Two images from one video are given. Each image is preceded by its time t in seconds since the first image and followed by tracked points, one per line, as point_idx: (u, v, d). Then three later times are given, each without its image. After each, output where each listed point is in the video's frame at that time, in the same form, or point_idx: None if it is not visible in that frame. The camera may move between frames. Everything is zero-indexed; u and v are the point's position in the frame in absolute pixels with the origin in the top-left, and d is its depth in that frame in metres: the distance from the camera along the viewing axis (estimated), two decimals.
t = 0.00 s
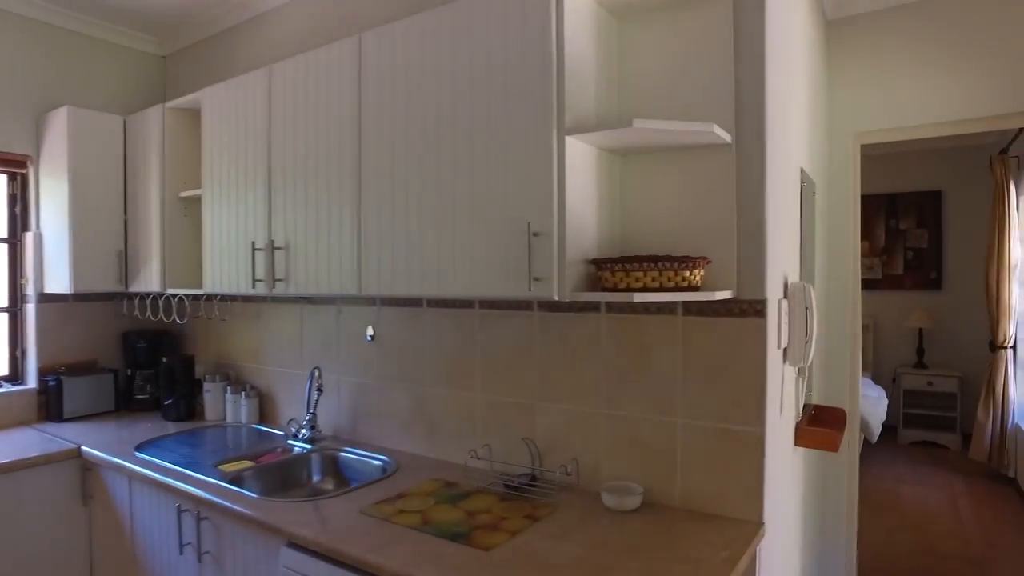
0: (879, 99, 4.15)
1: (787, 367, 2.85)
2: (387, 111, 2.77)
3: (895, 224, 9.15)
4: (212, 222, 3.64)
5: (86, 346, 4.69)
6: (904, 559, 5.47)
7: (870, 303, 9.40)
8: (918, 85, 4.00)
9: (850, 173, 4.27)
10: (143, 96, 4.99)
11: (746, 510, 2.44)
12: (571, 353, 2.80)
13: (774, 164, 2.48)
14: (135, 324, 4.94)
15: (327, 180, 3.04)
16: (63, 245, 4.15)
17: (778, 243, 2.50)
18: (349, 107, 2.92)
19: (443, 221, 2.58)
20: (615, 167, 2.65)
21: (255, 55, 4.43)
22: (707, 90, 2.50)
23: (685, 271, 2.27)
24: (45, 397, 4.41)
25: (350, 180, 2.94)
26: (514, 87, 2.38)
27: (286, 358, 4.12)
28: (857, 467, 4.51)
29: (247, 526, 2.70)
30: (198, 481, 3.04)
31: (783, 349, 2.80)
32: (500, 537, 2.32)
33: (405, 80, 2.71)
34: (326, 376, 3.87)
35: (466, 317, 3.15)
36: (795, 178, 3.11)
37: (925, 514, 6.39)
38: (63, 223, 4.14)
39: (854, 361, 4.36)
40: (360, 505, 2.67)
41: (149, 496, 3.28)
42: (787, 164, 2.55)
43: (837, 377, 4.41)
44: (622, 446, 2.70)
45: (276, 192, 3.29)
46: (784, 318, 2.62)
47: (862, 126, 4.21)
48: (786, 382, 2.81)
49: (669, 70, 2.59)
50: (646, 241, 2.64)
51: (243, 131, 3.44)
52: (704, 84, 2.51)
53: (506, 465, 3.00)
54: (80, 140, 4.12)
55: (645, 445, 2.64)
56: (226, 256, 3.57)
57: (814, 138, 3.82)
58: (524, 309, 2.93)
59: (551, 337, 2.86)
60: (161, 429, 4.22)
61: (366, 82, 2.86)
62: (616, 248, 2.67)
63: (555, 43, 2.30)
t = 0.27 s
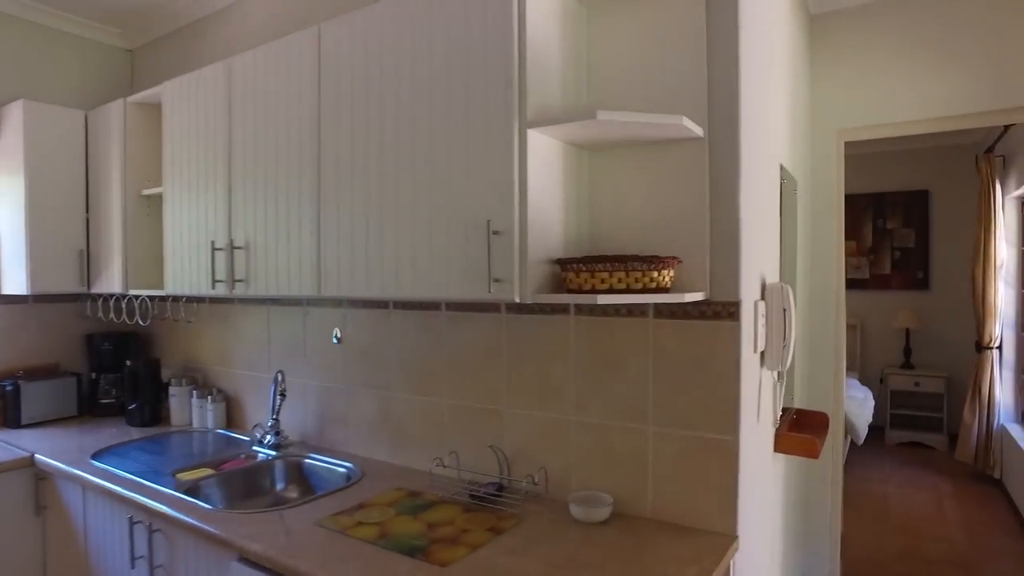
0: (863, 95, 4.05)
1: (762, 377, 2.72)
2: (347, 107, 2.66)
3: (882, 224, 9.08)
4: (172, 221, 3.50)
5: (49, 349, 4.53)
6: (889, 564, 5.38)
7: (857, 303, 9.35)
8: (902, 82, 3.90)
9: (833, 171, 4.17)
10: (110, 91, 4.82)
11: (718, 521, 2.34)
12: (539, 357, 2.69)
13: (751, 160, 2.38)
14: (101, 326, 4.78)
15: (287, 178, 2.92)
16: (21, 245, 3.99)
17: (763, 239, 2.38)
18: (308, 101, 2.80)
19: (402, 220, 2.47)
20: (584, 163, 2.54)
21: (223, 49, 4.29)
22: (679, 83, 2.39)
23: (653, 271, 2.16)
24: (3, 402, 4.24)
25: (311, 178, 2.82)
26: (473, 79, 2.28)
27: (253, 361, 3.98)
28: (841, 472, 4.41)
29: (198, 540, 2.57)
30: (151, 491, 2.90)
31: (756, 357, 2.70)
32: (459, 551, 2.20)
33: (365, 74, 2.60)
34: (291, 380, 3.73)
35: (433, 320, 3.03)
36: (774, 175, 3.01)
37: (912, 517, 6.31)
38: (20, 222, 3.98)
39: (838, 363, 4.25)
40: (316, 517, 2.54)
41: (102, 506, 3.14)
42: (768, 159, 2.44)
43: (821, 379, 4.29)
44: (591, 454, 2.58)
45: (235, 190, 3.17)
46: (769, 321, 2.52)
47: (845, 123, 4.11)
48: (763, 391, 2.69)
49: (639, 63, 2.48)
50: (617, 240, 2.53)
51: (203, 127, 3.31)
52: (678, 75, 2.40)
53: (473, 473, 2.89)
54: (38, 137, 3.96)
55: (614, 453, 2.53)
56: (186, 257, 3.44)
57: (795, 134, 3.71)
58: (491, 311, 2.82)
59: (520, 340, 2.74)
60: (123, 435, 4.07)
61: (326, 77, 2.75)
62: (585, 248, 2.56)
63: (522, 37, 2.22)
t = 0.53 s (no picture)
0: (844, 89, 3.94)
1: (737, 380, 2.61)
2: (299, 98, 2.53)
3: (869, 222, 9.03)
4: (126, 218, 3.35)
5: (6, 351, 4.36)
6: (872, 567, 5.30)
7: (843, 302, 9.29)
8: (884, 75, 3.80)
9: (814, 168, 4.07)
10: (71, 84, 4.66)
11: (684, 533, 2.22)
12: (502, 360, 2.57)
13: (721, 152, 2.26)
14: (62, 327, 4.61)
15: (240, 172, 2.78)
16: None
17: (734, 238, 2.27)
18: (261, 92, 2.67)
19: (355, 216, 2.35)
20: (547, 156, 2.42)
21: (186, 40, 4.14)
22: (645, 71, 2.27)
23: (615, 269, 2.04)
24: None
25: (264, 173, 2.68)
26: (427, 66, 2.15)
27: (216, 363, 3.84)
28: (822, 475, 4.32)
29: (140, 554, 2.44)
30: (96, 501, 2.76)
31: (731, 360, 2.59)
32: (409, 567, 2.08)
33: (318, 63, 2.47)
34: (254, 383, 3.60)
35: (395, 320, 2.91)
36: (749, 169, 2.90)
37: (896, 518, 6.24)
38: None
39: (819, 365, 4.15)
40: (265, 530, 2.41)
41: (47, 516, 2.99)
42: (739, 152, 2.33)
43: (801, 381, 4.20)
44: (554, 461, 2.47)
45: (189, 185, 3.02)
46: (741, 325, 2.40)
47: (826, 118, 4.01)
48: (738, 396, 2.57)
49: (606, 49, 2.37)
50: (582, 237, 2.41)
51: (156, 119, 3.16)
52: (645, 61, 2.28)
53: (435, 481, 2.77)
54: None
55: (579, 461, 2.41)
56: (140, 255, 3.29)
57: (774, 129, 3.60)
58: (453, 311, 2.70)
59: (483, 343, 2.62)
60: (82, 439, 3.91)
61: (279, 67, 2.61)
62: (549, 245, 2.44)
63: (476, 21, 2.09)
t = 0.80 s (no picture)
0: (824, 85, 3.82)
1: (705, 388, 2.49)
2: (243, 91, 2.39)
3: (856, 223, 8.95)
4: (74, 217, 3.20)
5: None
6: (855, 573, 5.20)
7: (831, 303, 9.20)
8: (864, 70, 3.68)
9: (794, 166, 3.95)
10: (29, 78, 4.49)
11: (644, 552, 2.10)
12: (459, 367, 2.44)
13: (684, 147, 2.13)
14: (19, 331, 4.44)
15: (185, 168, 2.64)
16: None
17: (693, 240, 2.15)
18: (206, 84, 2.53)
19: (299, 216, 2.22)
20: (504, 152, 2.29)
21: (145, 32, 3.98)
22: (604, 61, 2.14)
23: (569, 271, 1.92)
24: None
25: (209, 170, 2.54)
26: (371, 56, 2.02)
27: (174, 368, 3.70)
28: (804, 482, 4.20)
29: None
30: (30, 519, 2.59)
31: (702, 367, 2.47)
32: None
33: (261, 54, 2.33)
34: (212, 388, 3.46)
35: (350, 324, 2.77)
36: (721, 166, 2.78)
37: (881, 523, 6.14)
38: None
39: (800, 369, 4.03)
40: (202, 547, 2.28)
41: None
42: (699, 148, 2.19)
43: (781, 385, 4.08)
44: (511, 474, 2.34)
45: (134, 182, 2.88)
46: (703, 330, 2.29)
47: (806, 115, 3.89)
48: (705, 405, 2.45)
49: (564, 37, 2.23)
50: (539, 237, 2.28)
51: (102, 114, 3.01)
52: (603, 50, 2.15)
53: (390, 493, 2.64)
54: None
55: (536, 473, 2.28)
56: (87, 256, 3.14)
57: (751, 126, 3.48)
58: (409, 316, 2.57)
59: (439, 348, 2.49)
60: (33, 448, 3.75)
61: (223, 58, 2.47)
62: (505, 246, 2.31)
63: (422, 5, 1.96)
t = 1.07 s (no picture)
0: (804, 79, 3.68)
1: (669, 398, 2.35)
2: (176, 83, 2.25)
3: (846, 222, 8.84)
4: (14, 216, 3.05)
5: None
6: None
7: (820, 304, 9.09)
8: (844, 64, 3.55)
9: (774, 163, 3.82)
10: None
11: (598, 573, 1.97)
12: (408, 375, 2.30)
13: (641, 140, 2.00)
14: None
15: (120, 164, 2.50)
16: None
17: (654, 235, 2.01)
18: (139, 74, 2.38)
19: (231, 215, 2.09)
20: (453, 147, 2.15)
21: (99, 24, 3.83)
22: (555, 49, 2.01)
23: (513, 274, 1.78)
24: None
25: (144, 167, 2.40)
26: (302, 44, 1.88)
27: (128, 373, 3.55)
28: (785, 490, 4.07)
29: None
30: None
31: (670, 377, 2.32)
32: None
33: (194, 44, 2.19)
34: (164, 395, 3.31)
35: (299, 329, 2.64)
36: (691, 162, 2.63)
37: (868, 529, 6.02)
38: None
39: (780, 373, 3.90)
40: (131, 567, 2.14)
41: None
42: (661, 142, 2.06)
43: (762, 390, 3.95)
44: (462, 489, 2.21)
45: (72, 179, 2.73)
46: (667, 333, 2.15)
47: (785, 110, 3.75)
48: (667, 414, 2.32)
49: (514, 23, 2.08)
50: (489, 237, 2.14)
51: (41, 108, 2.86)
52: (554, 37, 2.00)
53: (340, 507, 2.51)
54: None
55: (487, 488, 2.15)
56: (27, 257, 2.99)
57: (726, 121, 3.36)
58: (357, 320, 2.43)
59: (387, 355, 2.35)
60: None
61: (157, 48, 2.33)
62: (454, 247, 2.18)
63: None
